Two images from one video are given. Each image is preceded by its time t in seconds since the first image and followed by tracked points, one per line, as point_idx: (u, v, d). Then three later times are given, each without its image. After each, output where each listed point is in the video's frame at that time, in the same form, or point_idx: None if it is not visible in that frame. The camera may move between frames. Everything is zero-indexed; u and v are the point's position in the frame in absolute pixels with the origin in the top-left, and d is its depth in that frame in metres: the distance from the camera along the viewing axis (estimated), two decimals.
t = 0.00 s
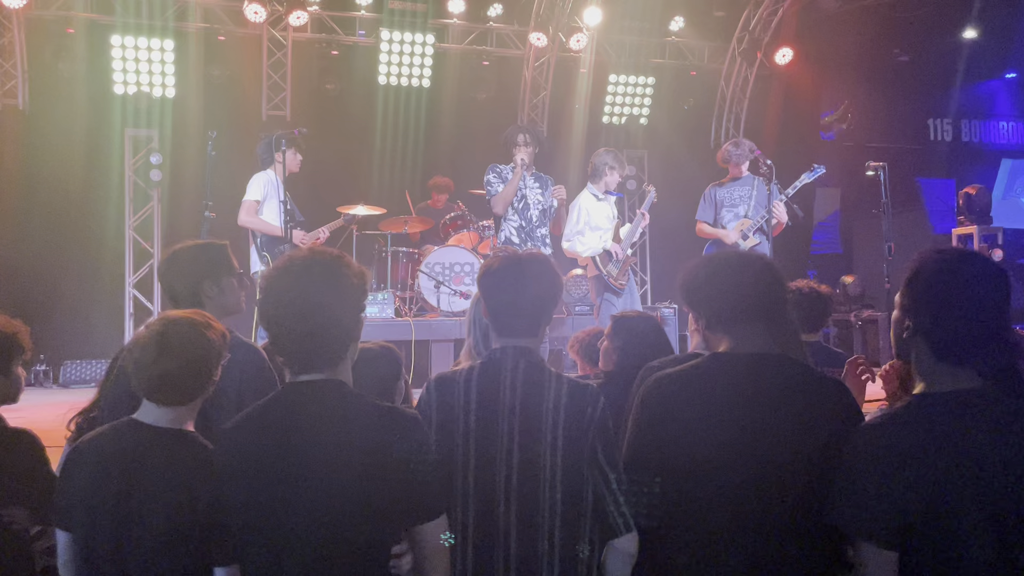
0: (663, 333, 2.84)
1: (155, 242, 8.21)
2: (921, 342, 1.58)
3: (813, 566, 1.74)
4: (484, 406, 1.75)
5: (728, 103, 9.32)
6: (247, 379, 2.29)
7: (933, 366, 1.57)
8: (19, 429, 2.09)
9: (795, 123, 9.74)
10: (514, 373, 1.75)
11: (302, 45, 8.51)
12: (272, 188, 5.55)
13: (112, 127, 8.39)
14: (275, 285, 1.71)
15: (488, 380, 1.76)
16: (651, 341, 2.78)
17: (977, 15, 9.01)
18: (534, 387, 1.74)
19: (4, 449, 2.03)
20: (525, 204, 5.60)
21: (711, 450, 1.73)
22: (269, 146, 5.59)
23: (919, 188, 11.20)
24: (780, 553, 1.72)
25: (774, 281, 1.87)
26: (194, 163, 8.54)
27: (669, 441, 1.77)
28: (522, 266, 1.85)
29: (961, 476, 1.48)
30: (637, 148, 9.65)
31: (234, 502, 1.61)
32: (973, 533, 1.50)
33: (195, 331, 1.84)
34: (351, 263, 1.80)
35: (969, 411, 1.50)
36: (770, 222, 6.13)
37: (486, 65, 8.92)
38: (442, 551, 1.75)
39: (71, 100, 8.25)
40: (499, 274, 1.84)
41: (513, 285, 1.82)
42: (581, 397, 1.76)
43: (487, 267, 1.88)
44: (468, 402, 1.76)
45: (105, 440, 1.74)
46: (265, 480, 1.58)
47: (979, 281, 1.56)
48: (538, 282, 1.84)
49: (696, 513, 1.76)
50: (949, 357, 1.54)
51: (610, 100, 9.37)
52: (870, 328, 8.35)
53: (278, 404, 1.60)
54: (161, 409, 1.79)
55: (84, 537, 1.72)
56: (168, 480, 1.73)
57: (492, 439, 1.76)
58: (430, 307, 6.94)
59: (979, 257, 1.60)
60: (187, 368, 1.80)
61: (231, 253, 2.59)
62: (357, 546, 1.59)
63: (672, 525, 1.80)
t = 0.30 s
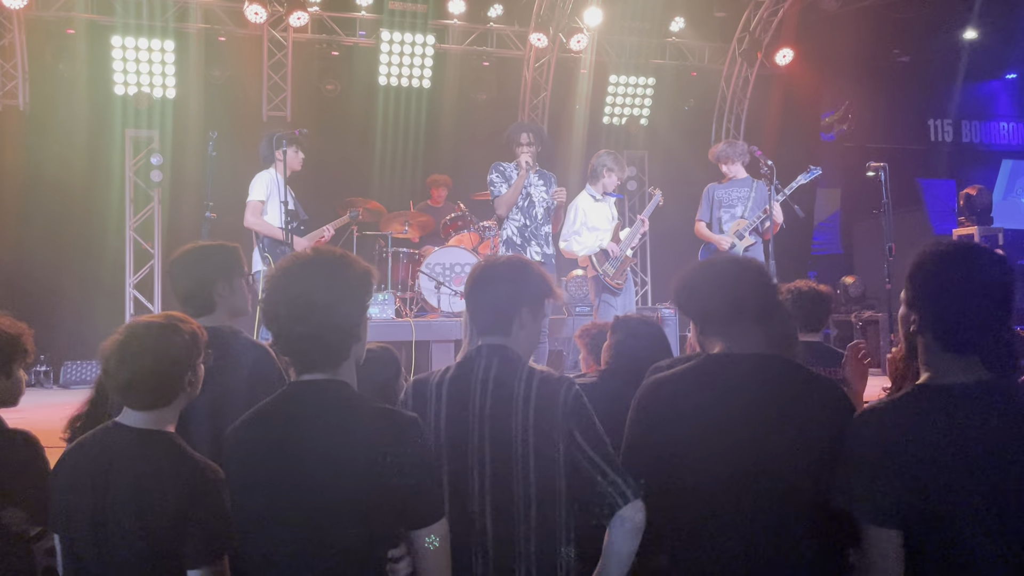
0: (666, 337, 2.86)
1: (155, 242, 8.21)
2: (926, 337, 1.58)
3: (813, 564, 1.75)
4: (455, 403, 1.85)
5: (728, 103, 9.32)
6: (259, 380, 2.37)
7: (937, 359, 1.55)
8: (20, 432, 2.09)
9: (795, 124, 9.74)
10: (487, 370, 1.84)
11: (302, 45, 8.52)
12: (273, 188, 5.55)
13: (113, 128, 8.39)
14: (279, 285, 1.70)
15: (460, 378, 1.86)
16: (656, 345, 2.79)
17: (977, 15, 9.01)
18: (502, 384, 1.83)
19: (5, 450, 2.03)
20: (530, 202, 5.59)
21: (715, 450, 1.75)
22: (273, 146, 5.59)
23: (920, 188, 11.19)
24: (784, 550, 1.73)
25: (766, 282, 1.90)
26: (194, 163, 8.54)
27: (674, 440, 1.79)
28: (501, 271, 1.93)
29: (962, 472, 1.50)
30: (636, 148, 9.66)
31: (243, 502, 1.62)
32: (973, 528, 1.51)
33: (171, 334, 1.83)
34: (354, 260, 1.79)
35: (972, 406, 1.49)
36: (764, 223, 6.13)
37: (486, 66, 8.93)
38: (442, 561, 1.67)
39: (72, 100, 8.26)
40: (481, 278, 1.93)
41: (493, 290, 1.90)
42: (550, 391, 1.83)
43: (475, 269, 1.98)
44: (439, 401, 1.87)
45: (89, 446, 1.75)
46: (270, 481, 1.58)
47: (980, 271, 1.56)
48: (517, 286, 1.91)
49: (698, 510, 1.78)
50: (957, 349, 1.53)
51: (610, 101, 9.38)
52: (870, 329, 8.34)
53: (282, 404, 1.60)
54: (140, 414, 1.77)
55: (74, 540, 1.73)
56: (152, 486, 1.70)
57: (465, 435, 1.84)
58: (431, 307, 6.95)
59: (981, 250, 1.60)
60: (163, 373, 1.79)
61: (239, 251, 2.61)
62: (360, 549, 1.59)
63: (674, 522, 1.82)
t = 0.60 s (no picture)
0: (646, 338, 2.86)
1: (154, 243, 8.21)
2: (914, 346, 1.65)
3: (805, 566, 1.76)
4: (438, 406, 1.86)
5: (728, 104, 9.32)
6: (263, 379, 2.39)
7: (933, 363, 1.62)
8: (20, 433, 2.08)
9: (795, 125, 9.74)
10: (468, 374, 1.84)
11: (302, 47, 8.52)
12: (273, 188, 5.55)
13: (113, 129, 8.39)
14: (276, 289, 1.71)
15: (442, 381, 1.87)
16: (642, 344, 2.79)
17: (977, 16, 9.01)
18: (485, 385, 1.83)
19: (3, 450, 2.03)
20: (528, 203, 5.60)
21: (714, 451, 1.75)
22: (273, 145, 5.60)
23: (919, 189, 11.18)
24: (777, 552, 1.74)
25: (757, 282, 1.90)
26: (194, 165, 8.54)
27: (669, 440, 1.80)
28: (482, 271, 1.93)
29: (952, 469, 1.53)
30: (636, 150, 9.66)
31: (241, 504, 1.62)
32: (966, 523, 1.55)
33: (174, 332, 1.82)
34: (353, 261, 1.80)
35: (956, 404, 1.55)
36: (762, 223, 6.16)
37: (486, 67, 8.93)
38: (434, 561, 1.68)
39: (71, 101, 8.25)
40: (461, 279, 1.93)
41: (475, 289, 1.91)
42: (534, 389, 1.82)
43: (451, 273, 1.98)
44: (422, 406, 1.88)
45: (97, 444, 1.74)
46: (267, 482, 1.58)
47: (950, 283, 1.67)
48: (500, 285, 1.91)
49: (690, 510, 1.79)
50: (939, 355, 1.61)
51: (610, 102, 9.38)
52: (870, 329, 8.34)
53: (278, 404, 1.61)
54: (146, 412, 1.76)
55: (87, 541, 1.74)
56: (161, 485, 1.70)
57: (449, 438, 1.84)
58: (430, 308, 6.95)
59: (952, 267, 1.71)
60: (168, 371, 1.79)
61: (236, 250, 2.61)
62: (355, 550, 1.59)
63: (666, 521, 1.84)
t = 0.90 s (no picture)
0: (638, 337, 2.87)
1: (154, 244, 8.20)
2: (907, 340, 1.63)
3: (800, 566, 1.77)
4: (440, 405, 1.85)
5: (727, 105, 9.33)
6: (262, 381, 2.41)
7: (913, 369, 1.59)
8: (20, 434, 2.08)
9: (794, 126, 9.74)
10: (469, 375, 1.84)
11: (301, 48, 8.52)
12: (271, 187, 5.55)
13: (112, 130, 8.39)
14: (271, 290, 1.71)
15: (443, 380, 1.85)
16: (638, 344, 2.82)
17: (976, 17, 9.02)
18: (486, 385, 1.83)
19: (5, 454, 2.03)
20: (528, 208, 5.62)
21: (713, 450, 1.75)
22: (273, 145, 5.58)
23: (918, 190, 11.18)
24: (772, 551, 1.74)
25: (757, 285, 1.91)
26: (193, 166, 8.54)
27: (669, 439, 1.80)
28: (460, 275, 1.90)
29: (948, 471, 1.51)
30: (635, 151, 9.65)
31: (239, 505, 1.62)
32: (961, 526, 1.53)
33: (196, 332, 1.81)
34: (352, 262, 1.81)
35: (953, 404, 1.52)
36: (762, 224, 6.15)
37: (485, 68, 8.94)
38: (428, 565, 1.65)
39: (70, 102, 8.24)
40: (437, 287, 1.90)
41: (457, 298, 1.87)
42: (535, 388, 1.85)
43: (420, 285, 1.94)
44: (424, 405, 1.86)
45: (121, 444, 1.73)
46: (262, 483, 1.58)
47: (959, 281, 1.63)
48: (484, 292, 1.90)
49: (686, 511, 1.78)
50: (935, 355, 1.59)
51: (609, 103, 9.39)
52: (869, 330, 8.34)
53: (274, 404, 1.61)
54: (173, 412, 1.77)
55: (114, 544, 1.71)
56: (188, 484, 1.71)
57: (454, 438, 1.84)
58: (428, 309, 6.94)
59: (962, 260, 1.67)
60: (192, 371, 1.78)
61: (230, 249, 2.59)
62: (353, 552, 1.58)
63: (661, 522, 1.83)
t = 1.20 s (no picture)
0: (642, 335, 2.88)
1: (153, 245, 8.20)
2: (886, 344, 1.63)
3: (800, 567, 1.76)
4: (442, 405, 1.83)
5: (726, 106, 9.33)
6: (253, 383, 2.42)
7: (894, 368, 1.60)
8: (18, 433, 2.07)
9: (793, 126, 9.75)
10: (470, 376, 1.83)
11: (300, 48, 8.52)
12: (269, 187, 5.56)
13: (110, 130, 8.38)
14: (260, 290, 1.71)
15: (444, 380, 1.84)
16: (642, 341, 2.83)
17: (974, 18, 9.03)
18: (490, 387, 1.83)
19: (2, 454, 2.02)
20: (528, 210, 5.62)
21: (708, 450, 1.75)
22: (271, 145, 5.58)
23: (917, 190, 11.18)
24: (771, 552, 1.74)
25: (757, 285, 1.91)
26: (192, 166, 8.53)
27: (666, 440, 1.80)
28: (460, 275, 1.90)
29: (939, 475, 1.51)
30: (634, 151, 9.64)
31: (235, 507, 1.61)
32: (953, 536, 1.52)
33: (217, 337, 1.81)
34: (350, 265, 1.82)
35: (944, 413, 1.53)
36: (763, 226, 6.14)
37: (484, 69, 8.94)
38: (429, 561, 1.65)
39: (68, 102, 8.22)
40: (434, 287, 1.89)
41: (456, 300, 1.87)
42: (537, 391, 1.85)
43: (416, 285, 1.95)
44: (426, 405, 1.85)
45: (142, 450, 1.72)
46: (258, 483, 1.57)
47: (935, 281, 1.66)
48: (483, 293, 1.89)
49: (685, 511, 1.78)
50: (914, 353, 1.59)
51: (608, 103, 9.39)
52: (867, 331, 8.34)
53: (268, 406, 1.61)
54: (195, 414, 1.77)
55: (139, 550, 1.70)
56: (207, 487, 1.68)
57: (457, 439, 1.83)
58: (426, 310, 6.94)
59: (941, 269, 1.70)
60: (213, 376, 1.78)
61: (222, 251, 2.58)
62: (351, 549, 1.59)
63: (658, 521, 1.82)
